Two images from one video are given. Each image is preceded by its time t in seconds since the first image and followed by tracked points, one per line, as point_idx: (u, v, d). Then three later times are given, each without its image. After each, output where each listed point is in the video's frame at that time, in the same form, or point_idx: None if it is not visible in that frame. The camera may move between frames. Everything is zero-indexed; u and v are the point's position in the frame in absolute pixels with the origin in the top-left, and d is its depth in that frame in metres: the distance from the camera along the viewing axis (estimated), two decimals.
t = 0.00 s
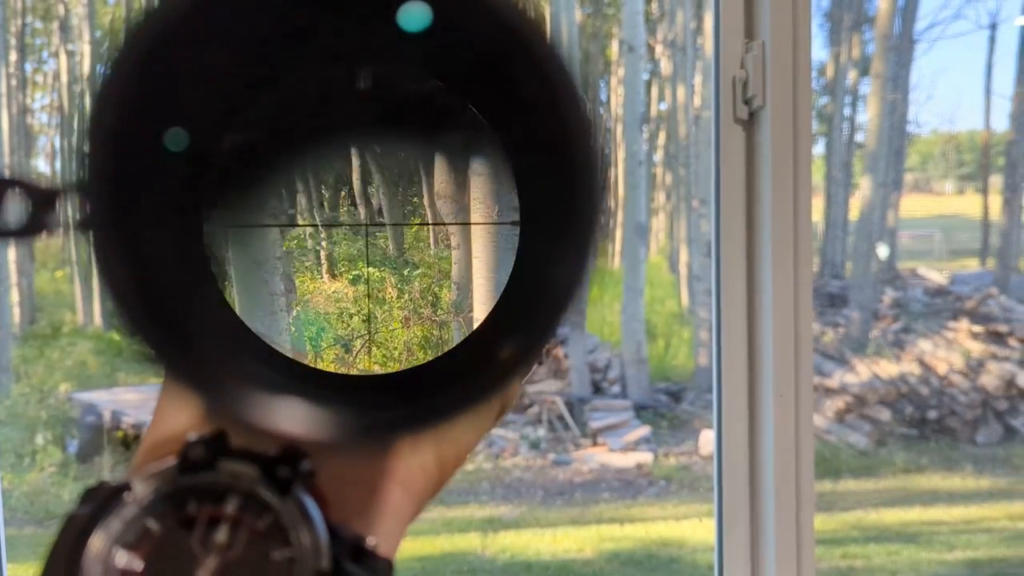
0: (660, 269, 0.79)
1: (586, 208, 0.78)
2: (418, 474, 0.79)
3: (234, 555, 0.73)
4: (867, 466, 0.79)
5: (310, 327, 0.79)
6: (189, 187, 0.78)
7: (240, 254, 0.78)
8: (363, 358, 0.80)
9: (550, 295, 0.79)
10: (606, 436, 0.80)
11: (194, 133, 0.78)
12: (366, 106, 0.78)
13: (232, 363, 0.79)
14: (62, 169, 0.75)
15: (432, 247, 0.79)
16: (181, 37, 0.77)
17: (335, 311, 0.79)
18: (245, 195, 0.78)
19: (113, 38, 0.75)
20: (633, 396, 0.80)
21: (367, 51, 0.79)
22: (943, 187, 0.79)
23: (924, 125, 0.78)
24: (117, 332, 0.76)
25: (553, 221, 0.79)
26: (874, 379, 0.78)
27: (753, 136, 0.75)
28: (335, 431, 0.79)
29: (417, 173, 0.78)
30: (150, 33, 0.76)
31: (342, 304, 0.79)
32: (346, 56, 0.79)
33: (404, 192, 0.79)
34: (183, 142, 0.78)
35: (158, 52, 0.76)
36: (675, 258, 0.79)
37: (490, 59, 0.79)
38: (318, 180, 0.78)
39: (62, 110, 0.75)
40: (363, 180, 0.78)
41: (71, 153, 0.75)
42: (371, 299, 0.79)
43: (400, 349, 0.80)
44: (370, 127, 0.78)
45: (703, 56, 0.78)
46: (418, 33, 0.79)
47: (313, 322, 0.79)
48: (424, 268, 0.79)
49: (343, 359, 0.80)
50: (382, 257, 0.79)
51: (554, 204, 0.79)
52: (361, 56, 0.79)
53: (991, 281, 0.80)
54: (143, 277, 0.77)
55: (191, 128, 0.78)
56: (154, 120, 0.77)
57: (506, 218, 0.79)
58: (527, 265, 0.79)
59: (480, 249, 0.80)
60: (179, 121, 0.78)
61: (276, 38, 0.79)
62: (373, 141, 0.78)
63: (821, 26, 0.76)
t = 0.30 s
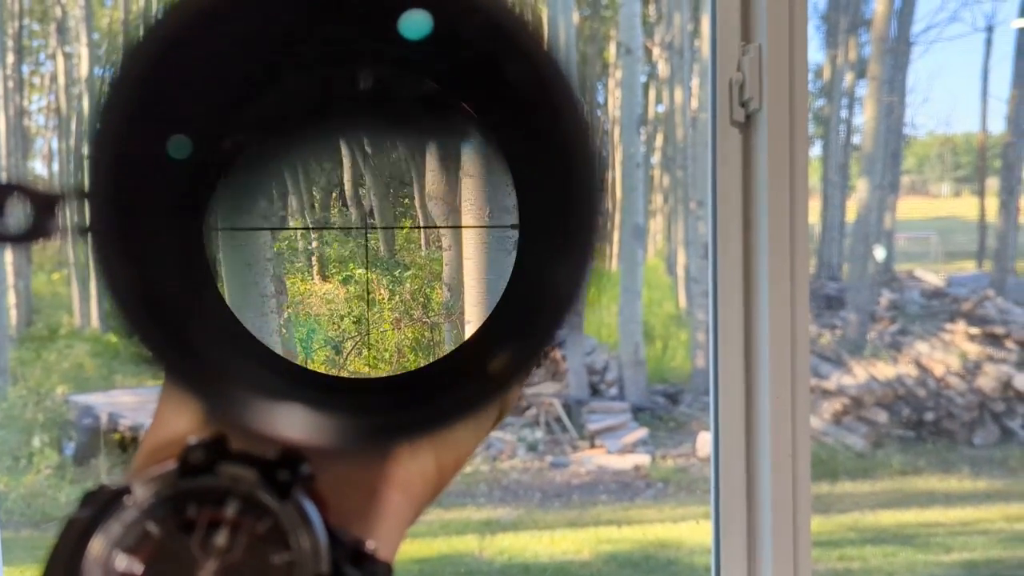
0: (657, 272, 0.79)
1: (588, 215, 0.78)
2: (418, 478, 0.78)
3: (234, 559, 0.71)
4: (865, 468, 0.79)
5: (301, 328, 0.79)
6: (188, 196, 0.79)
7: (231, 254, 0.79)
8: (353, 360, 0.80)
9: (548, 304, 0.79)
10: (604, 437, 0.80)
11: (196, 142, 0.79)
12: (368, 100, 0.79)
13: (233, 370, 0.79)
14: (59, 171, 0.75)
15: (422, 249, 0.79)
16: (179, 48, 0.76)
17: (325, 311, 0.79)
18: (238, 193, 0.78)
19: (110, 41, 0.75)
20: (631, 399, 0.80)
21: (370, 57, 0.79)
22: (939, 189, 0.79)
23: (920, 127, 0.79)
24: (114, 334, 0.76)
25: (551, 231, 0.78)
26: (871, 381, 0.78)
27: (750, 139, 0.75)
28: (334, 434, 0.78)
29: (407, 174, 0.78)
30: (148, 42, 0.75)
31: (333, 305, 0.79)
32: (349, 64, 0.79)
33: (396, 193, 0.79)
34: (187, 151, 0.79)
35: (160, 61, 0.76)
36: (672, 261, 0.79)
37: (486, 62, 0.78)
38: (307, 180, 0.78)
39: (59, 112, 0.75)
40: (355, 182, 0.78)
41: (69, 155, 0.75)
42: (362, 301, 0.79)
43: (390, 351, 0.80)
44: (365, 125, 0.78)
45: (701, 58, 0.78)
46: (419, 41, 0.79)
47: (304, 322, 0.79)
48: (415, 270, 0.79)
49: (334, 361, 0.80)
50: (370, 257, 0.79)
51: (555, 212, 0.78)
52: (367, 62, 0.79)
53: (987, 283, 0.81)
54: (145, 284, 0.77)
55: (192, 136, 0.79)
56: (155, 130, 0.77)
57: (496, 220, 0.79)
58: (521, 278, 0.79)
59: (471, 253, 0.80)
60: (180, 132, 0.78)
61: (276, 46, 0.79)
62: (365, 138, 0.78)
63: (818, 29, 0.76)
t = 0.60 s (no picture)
0: (654, 274, 0.79)
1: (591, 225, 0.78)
2: (418, 495, 0.77)
3: None
4: (861, 471, 0.79)
5: (289, 322, 0.80)
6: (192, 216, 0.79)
7: (220, 251, 0.80)
8: (342, 355, 0.80)
9: (549, 331, 0.80)
10: (600, 441, 0.80)
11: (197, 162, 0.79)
12: (350, 95, 0.79)
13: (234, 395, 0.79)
14: (55, 173, 0.75)
15: (412, 243, 0.80)
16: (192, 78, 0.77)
17: (315, 305, 0.80)
18: (228, 190, 0.79)
19: (106, 43, 0.75)
20: (627, 402, 0.80)
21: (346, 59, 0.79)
22: (936, 192, 0.80)
23: (917, 130, 0.79)
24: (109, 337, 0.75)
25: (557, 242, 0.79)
26: (867, 384, 0.78)
27: (746, 141, 0.75)
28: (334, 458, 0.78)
29: (396, 168, 0.79)
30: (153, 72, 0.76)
31: (322, 299, 0.80)
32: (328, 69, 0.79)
33: (385, 187, 0.79)
34: (191, 179, 0.79)
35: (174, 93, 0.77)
36: (669, 263, 0.79)
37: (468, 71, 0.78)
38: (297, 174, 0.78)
39: (55, 114, 0.75)
40: (344, 176, 0.79)
41: (64, 157, 0.75)
42: (351, 295, 0.80)
43: (379, 345, 0.81)
44: (349, 119, 0.79)
45: (697, 60, 0.78)
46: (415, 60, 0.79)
47: (291, 317, 0.80)
48: (404, 264, 0.80)
49: (322, 356, 0.80)
50: (362, 254, 0.80)
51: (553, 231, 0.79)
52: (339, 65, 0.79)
53: (983, 286, 0.81)
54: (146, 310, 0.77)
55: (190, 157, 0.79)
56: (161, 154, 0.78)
57: (486, 215, 0.81)
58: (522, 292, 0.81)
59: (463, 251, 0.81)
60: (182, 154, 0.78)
61: (259, 58, 0.78)
62: (351, 132, 0.79)
63: (814, 32, 0.76)
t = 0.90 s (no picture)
0: (651, 275, 0.79)
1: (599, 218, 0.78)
2: (419, 496, 0.77)
3: None
4: (859, 472, 0.79)
5: (287, 336, 0.80)
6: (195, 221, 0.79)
7: (218, 250, 0.80)
8: (339, 367, 0.81)
9: (546, 329, 0.80)
10: (598, 442, 0.80)
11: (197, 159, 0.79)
12: (348, 105, 0.79)
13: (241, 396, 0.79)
14: (52, 174, 0.75)
15: (410, 256, 0.81)
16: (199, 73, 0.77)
17: (312, 318, 0.80)
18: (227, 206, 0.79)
19: (103, 43, 0.75)
20: (625, 403, 0.80)
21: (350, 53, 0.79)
22: (932, 194, 0.80)
23: (913, 131, 0.79)
24: (106, 338, 0.75)
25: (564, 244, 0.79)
26: (864, 385, 0.79)
27: (744, 143, 0.75)
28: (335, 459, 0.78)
29: (394, 180, 0.80)
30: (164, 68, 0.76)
31: (319, 312, 0.80)
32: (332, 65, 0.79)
33: (383, 200, 0.80)
34: (195, 177, 0.79)
35: (176, 95, 0.76)
36: (667, 265, 0.79)
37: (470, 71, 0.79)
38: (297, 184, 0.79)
39: (51, 115, 0.75)
40: (340, 189, 0.79)
41: (62, 158, 0.75)
42: (349, 308, 0.81)
43: (377, 358, 0.81)
44: (348, 133, 0.79)
45: (695, 61, 0.78)
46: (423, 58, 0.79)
47: (289, 330, 0.80)
48: (401, 276, 0.81)
49: (321, 368, 0.81)
50: (360, 266, 0.80)
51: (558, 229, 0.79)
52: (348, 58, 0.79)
53: (979, 287, 0.81)
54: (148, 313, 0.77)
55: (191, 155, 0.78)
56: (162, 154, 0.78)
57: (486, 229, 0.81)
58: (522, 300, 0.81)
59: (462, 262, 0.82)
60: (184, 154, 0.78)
61: (260, 54, 0.78)
62: (350, 144, 0.79)
63: (811, 34, 0.76)
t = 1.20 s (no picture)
0: (650, 275, 0.79)
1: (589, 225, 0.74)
2: (417, 502, 0.74)
3: None
4: (858, 472, 0.79)
5: (280, 322, 0.80)
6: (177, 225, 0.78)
7: (215, 250, 0.80)
8: (332, 355, 0.80)
9: (542, 338, 0.77)
10: (597, 442, 0.80)
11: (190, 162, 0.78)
12: (342, 93, 0.79)
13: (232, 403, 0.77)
14: (52, 174, 0.75)
15: (403, 244, 0.80)
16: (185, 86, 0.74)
17: (305, 306, 0.80)
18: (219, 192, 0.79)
19: (102, 44, 0.75)
20: (624, 403, 0.80)
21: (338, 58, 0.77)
22: (932, 194, 0.80)
23: (912, 132, 0.79)
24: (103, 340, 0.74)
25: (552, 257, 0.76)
26: (864, 385, 0.79)
27: (742, 142, 0.75)
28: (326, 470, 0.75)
29: (388, 168, 0.79)
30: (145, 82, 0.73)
31: (312, 299, 0.80)
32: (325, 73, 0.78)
33: (377, 187, 0.79)
34: (185, 186, 0.78)
35: (172, 95, 0.74)
36: (666, 265, 0.79)
37: (456, 73, 0.76)
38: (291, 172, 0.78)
39: (51, 115, 0.76)
40: (335, 176, 0.79)
41: (61, 157, 0.75)
42: (342, 295, 0.80)
43: (370, 346, 0.81)
44: (342, 119, 0.79)
45: (694, 61, 0.78)
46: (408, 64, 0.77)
47: (283, 317, 0.80)
48: (395, 265, 0.80)
49: (314, 356, 0.80)
50: (356, 255, 0.80)
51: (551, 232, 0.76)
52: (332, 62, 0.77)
53: (979, 286, 0.81)
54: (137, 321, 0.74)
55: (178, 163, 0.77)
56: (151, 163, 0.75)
57: (477, 217, 0.80)
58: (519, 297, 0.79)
59: (455, 251, 0.80)
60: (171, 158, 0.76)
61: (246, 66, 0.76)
62: (342, 130, 0.79)
63: (810, 34, 0.76)
